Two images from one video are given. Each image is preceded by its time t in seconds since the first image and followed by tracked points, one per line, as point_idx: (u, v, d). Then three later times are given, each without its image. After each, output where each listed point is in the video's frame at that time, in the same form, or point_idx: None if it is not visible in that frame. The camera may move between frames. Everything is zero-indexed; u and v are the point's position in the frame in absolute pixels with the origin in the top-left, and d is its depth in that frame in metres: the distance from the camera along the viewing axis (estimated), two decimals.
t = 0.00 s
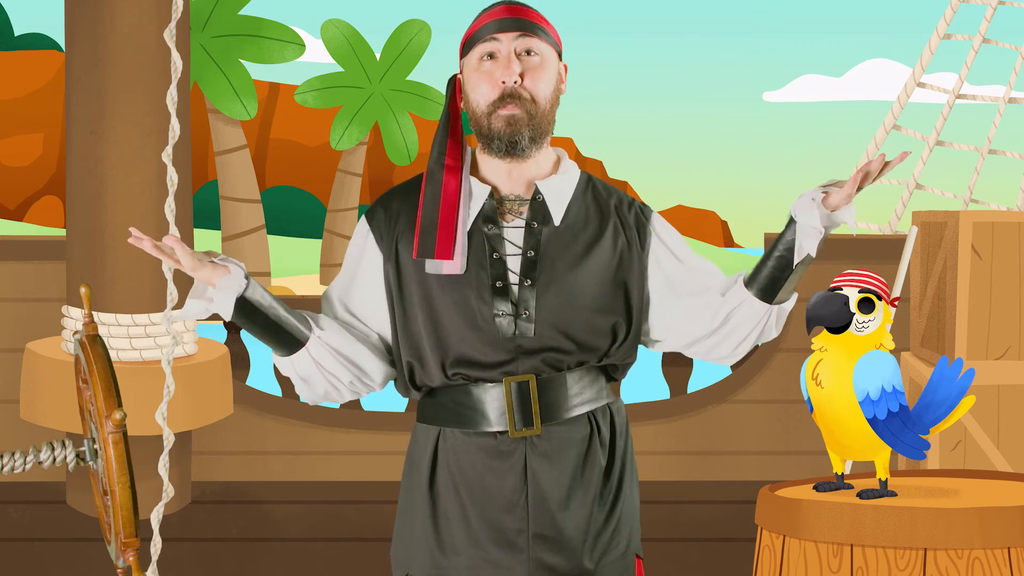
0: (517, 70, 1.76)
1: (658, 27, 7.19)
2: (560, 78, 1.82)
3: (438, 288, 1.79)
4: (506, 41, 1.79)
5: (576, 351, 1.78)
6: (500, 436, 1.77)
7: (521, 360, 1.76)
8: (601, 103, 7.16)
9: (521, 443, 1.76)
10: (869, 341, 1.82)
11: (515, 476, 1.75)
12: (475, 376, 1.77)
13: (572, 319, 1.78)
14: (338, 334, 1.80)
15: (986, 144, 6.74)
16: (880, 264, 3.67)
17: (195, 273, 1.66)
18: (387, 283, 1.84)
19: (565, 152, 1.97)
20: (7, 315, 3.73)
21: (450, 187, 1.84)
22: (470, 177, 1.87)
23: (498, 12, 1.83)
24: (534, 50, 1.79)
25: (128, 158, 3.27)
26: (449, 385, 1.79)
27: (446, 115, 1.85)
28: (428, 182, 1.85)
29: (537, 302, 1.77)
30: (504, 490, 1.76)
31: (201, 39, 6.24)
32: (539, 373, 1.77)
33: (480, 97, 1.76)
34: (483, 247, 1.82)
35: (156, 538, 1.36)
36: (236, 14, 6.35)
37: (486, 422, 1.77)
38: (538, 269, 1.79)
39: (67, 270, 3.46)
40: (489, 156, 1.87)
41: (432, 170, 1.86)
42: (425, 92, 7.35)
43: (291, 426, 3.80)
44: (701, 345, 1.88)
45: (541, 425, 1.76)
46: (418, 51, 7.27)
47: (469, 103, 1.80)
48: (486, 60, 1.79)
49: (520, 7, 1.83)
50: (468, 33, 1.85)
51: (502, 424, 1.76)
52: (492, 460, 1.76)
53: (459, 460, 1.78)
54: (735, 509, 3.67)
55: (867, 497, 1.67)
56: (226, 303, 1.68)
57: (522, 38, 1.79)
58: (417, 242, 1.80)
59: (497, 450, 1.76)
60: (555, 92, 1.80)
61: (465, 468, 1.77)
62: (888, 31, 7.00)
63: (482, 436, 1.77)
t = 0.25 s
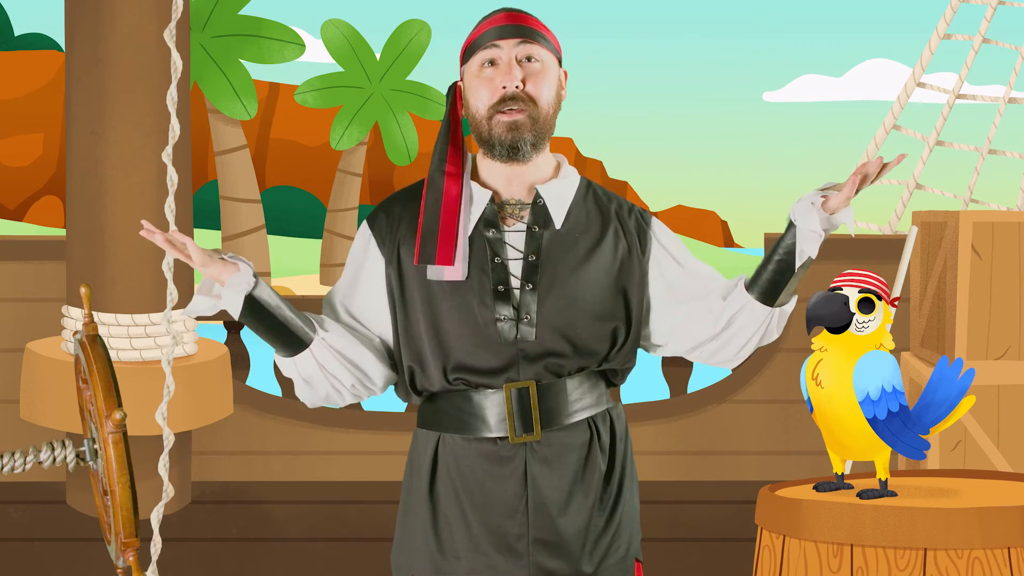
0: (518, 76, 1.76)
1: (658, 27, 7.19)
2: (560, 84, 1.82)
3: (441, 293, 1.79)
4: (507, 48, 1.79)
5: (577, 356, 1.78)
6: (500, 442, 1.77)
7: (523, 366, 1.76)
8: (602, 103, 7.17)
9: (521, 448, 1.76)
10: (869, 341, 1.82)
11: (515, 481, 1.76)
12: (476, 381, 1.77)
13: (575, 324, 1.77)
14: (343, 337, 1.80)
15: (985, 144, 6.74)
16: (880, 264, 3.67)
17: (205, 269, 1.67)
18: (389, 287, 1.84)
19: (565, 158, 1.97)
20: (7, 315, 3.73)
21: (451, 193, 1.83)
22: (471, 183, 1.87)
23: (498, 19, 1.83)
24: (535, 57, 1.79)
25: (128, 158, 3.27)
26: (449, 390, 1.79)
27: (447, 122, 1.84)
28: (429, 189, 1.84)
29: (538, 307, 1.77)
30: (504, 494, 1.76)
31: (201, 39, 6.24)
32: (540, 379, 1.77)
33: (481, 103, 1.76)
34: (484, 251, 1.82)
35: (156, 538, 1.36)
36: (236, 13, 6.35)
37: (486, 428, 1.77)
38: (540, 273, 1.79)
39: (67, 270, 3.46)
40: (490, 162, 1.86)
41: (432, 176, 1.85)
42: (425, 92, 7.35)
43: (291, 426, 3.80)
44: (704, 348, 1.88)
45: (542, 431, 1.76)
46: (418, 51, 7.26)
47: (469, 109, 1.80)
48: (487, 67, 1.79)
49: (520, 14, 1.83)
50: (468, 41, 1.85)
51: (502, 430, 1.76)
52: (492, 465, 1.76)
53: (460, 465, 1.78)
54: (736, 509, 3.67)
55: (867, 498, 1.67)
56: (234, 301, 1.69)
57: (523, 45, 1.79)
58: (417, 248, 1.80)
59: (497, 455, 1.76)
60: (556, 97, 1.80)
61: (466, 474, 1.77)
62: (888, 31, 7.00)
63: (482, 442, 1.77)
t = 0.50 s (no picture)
0: (520, 79, 1.76)
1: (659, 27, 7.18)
2: (561, 87, 1.83)
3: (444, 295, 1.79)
4: (508, 51, 1.79)
5: (580, 356, 1.79)
6: (501, 443, 1.77)
7: (526, 368, 1.76)
8: (602, 103, 7.16)
9: (523, 451, 1.76)
10: (869, 341, 1.82)
11: (516, 484, 1.76)
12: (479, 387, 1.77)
13: (579, 323, 1.78)
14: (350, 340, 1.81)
15: (985, 144, 6.74)
16: (880, 264, 3.67)
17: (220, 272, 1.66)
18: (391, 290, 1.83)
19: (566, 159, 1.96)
20: (7, 315, 3.73)
21: (453, 193, 1.83)
22: (472, 185, 1.87)
23: (499, 23, 1.83)
24: (536, 60, 1.78)
25: (128, 158, 3.27)
26: (451, 392, 1.79)
27: (448, 125, 1.85)
28: (431, 191, 1.85)
29: (540, 307, 1.77)
30: (504, 496, 1.76)
31: (201, 39, 6.23)
32: (541, 382, 1.77)
33: (483, 105, 1.76)
34: (485, 251, 1.82)
35: (157, 538, 1.36)
36: (236, 14, 6.35)
37: (487, 430, 1.77)
38: (542, 273, 1.79)
39: (67, 270, 3.46)
40: (492, 164, 1.87)
41: (434, 178, 1.85)
42: (425, 92, 7.35)
43: (291, 426, 3.80)
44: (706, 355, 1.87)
45: (543, 432, 1.76)
46: (418, 51, 7.27)
47: (471, 112, 1.80)
48: (488, 71, 1.79)
49: (521, 18, 1.83)
50: (469, 45, 1.85)
51: (503, 431, 1.76)
52: (493, 468, 1.77)
53: (461, 468, 1.78)
54: (736, 509, 3.67)
55: (867, 498, 1.67)
56: (246, 307, 1.67)
57: (524, 48, 1.79)
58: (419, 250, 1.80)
59: (498, 458, 1.77)
60: (557, 100, 1.80)
61: (466, 476, 1.77)
62: (888, 32, 7.00)
63: (483, 444, 1.77)
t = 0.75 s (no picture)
0: (522, 72, 1.76)
1: (659, 27, 7.18)
2: (564, 81, 1.82)
3: (450, 297, 1.77)
4: (510, 45, 1.78)
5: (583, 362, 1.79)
6: (505, 445, 1.77)
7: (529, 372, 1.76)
8: (602, 103, 7.16)
9: (527, 451, 1.76)
10: (869, 341, 1.82)
11: (520, 484, 1.76)
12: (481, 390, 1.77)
13: (580, 326, 1.79)
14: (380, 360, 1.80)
15: (985, 144, 6.74)
16: (880, 264, 3.67)
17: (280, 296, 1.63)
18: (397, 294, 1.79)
19: (569, 165, 1.96)
20: (7, 314, 3.73)
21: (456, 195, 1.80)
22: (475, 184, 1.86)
23: (501, 21, 1.84)
24: (538, 54, 1.78)
25: (128, 158, 3.27)
26: (456, 395, 1.79)
27: (453, 124, 1.85)
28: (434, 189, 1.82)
29: (547, 310, 1.76)
30: (508, 497, 1.76)
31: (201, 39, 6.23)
32: (546, 382, 1.77)
33: (486, 98, 1.76)
34: (491, 254, 1.80)
35: (156, 539, 1.36)
36: (236, 13, 6.35)
37: (492, 431, 1.76)
38: (548, 278, 1.78)
39: (67, 270, 3.46)
40: (497, 161, 1.85)
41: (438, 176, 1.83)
42: (424, 92, 7.52)
43: (291, 426, 3.80)
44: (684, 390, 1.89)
45: (548, 434, 1.77)
46: (418, 52, 7.21)
47: (473, 106, 1.79)
48: (491, 65, 1.78)
49: (522, 15, 1.83)
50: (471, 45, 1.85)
51: (507, 433, 1.76)
52: (496, 468, 1.77)
53: (465, 470, 1.78)
54: (736, 509, 3.67)
55: (867, 498, 1.67)
56: (410, 361, 1.78)
57: (526, 42, 1.78)
58: (423, 247, 1.79)
59: (502, 459, 1.77)
60: (559, 93, 1.80)
61: (470, 477, 1.78)
62: (888, 31, 7.00)
63: (488, 445, 1.77)
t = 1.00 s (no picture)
0: (524, 69, 1.76)
1: (659, 27, 7.18)
2: (566, 80, 1.81)
3: (465, 287, 1.77)
4: (513, 43, 1.78)
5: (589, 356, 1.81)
6: (515, 438, 1.76)
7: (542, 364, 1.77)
8: (602, 103, 7.16)
9: (536, 445, 1.75)
10: (869, 342, 1.82)
11: (529, 478, 1.75)
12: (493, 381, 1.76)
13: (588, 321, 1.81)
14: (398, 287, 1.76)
15: (985, 144, 6.74)
16: (880, 264, 3.67)
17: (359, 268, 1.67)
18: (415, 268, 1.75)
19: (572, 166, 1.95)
20: (7, 314, 3.73)
21: (470, 187, 1.76)
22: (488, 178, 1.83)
23: (504, 20, 1.84)
24: (541, 52, 1.78)
25: (128, 158, 3.27)
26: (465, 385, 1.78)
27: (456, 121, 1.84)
28: (450, 187, 1.78)
29: (558, 304, 1.78)
30: (517, 492, 1.75)
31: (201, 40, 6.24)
32: (554, 375, 1.78)
33: (487, 95, 1.75)
34: (504, 246, 1.79)
35: (157, 538, 1.36)
36: (236, 13, 6.34)
37: (500, 425, 1.75)
38: (558, 272, 1.80)
39: (67, 270, 3.46)
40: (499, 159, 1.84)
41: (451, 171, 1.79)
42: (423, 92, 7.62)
43: (291, 426, 3.80)
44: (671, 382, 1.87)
45: (556, 427, 1.77)
46: (418, 51, 7.27)
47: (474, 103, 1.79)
48: (493, 62, 1.78)
49: (526, 15, 1.83)
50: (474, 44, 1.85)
51: (517, 427, 1.75)
52: (506, 462, 1.75)
53: (474, 464, 1.76)
54: (736, 510, 3.66)
55: (867, 497, 1.67)
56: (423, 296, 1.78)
57: (530, 40, 1.78)
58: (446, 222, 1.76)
59: (513, 453, 1.76)
60: (561, 92, 1.80)
61: (479, 472, 1.76)
62: (888, 31, 7.00)
63: (498, 439, 1.76)
